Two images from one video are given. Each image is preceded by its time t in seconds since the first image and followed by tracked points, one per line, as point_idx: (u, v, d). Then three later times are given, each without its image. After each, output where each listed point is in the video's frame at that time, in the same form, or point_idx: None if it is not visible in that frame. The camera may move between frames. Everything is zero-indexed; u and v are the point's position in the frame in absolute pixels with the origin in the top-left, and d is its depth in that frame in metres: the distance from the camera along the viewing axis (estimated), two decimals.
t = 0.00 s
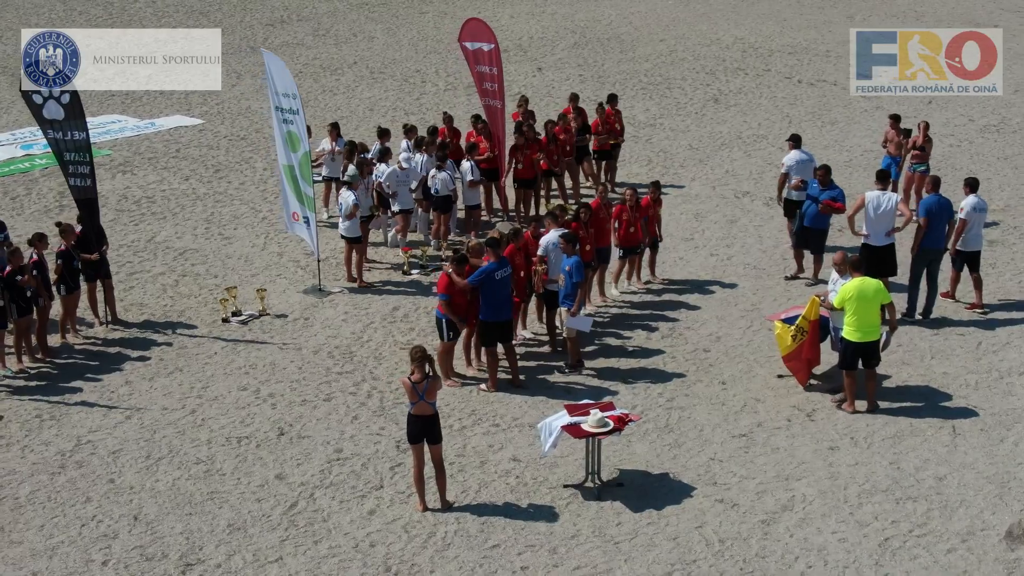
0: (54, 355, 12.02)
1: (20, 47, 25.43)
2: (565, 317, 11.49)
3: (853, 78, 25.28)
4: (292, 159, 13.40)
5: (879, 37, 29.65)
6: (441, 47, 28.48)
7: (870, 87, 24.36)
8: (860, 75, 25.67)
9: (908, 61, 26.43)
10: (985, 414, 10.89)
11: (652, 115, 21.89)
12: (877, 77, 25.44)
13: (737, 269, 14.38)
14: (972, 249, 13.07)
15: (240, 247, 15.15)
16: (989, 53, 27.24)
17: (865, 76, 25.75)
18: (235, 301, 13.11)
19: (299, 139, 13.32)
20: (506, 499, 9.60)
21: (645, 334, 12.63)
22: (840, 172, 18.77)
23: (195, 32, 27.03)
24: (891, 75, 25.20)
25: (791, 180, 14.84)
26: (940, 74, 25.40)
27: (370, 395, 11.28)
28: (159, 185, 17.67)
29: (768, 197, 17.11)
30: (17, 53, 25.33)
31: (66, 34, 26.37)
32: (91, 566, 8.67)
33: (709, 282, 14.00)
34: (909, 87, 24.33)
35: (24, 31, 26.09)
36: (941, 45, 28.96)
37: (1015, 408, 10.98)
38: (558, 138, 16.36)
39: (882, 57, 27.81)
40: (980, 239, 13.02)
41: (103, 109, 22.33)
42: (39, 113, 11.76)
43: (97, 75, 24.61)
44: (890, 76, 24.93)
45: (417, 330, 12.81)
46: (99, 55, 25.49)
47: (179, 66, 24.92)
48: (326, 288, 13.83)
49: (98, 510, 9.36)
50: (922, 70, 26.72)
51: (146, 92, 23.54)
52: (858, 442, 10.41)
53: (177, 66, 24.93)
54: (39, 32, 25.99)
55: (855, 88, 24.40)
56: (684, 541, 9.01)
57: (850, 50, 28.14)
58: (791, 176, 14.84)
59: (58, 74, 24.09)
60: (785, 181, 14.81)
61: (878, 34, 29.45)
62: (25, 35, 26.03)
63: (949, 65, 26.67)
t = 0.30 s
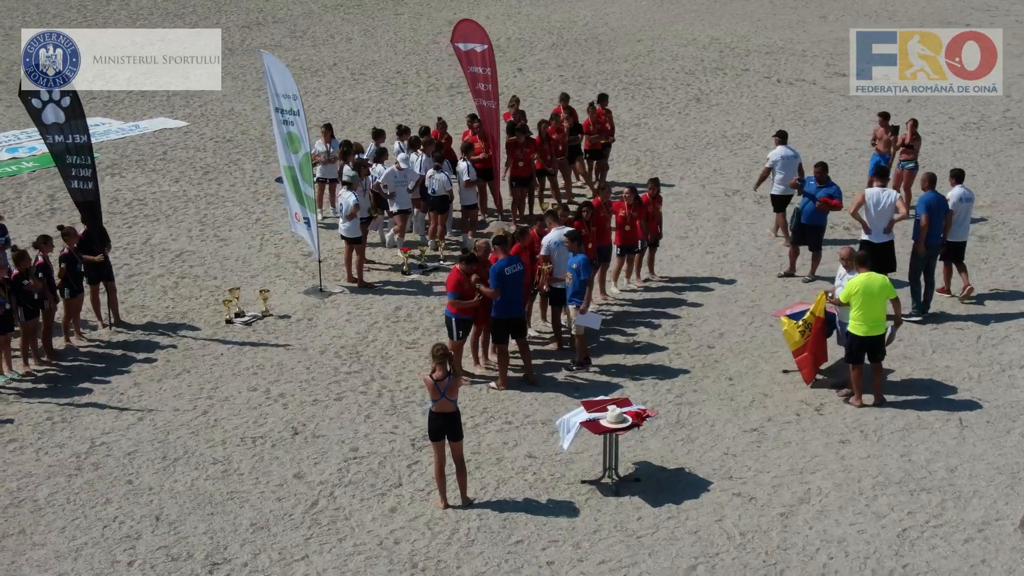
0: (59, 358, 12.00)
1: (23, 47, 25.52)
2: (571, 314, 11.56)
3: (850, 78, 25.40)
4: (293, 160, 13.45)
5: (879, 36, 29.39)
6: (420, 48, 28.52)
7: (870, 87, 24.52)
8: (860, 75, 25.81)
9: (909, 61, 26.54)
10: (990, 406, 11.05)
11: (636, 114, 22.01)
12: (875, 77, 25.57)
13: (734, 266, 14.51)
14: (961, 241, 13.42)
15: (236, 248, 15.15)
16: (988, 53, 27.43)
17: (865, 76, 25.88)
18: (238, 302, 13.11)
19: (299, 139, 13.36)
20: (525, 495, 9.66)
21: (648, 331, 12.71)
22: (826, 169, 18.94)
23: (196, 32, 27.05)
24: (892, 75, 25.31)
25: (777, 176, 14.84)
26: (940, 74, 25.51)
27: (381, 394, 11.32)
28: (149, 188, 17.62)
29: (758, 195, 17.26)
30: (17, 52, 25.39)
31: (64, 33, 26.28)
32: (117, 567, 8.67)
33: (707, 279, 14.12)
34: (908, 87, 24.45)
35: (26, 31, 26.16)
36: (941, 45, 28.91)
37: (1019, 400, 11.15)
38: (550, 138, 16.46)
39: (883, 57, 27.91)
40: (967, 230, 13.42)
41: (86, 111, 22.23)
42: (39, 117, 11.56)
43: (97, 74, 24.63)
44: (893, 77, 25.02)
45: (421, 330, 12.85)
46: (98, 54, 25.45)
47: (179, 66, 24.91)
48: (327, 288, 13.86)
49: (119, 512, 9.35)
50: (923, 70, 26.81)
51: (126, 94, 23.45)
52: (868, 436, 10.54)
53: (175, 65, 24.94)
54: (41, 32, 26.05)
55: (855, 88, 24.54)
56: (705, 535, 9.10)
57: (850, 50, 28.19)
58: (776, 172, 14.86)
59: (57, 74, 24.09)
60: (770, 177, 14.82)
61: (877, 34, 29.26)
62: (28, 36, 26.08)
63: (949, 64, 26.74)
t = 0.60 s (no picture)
0: (64, 360, 11.98)
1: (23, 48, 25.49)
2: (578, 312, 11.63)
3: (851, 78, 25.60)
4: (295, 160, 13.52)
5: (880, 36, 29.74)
6: (398, 49, 28.56)
7: (870, 87, 24.66)
8: (860, 75, 25.95)
9: (911, 61, 26.65)
10: (994, 397, 11.21)
11: (620, 114, 22.14)
12: (875, 77, 25.71)
13: (731, 263, 14.63)
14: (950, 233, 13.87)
15: (232, 248, 15.14)
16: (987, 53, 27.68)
17: (865, 76, 26.03)
18: (240, 303, 13.11)
19: (301, 140, 13.43)
20: (543, 490, 9.73)
21: (650, 328, 12.81)
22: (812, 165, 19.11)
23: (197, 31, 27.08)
24: (892, 75, 25.40)
25: (763, 168, 15.30)
26: (940, 74, 25.68)
27: (391, 393, 11.36)
28: (139, 189, 17.58)
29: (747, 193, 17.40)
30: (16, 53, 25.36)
31: (64, 32, 26.25)
32: (143, 567, 8.67)
33: (705, 276, 14.23)
34: (907, 87, 24.58)
35: (25, 32, 26.14)
36: (941, 45, 29.16)
37: (1022, 391, 11.31)
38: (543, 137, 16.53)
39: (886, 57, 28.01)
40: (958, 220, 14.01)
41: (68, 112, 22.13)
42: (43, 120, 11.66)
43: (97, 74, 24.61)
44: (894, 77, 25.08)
45: (425, 328, 12.89)
46: (98, 54, 25.43)
47: (178, 66, 24.90)
48: (327, 288, 13.87)
49: (140, 512, 9.35)
50: (924, 69, 27.00)
51: (108, 95, 23.35)
52: (877, 428, 10.67)
53: (175, 65, 24.96)
54: (41, 33, 26.04)
55: (855, 87, 24.81)
56: (725, 528, 9.19)
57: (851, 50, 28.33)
58: (763, 163, 15.34)
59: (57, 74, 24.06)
60: (756, 168, 15.30)
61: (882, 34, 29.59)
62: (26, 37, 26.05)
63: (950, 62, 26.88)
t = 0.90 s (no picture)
0: (72, 361, 11.96)
1: (23, 47, 25.42)
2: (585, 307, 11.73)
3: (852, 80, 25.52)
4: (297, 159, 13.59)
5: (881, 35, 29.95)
6: (378, 49, 28.58)
7: (870, 87, 24.53)
8: (860, 75, 25.85)
9: (912, 62, 26.52)
10: (998, 389, 11.38)
11: (605, 112, 22.25)
12: (875, 78, 25.62)
13: (728, 260, 14.76)
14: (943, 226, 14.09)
15: (231, 248, 15.15)
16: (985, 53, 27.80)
17: (866, 77, 25.93)
18: (244, 302, 13.12)
19: (303, 139, 13.52)
20: (562, 485, 9.81)
21: (654, 324, 12.91)
22: (799, 162, 19.29)
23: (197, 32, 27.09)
24: (892, 75, 25.29)
25: (746, 162, 15.58)
26: (941, 74, 25.58)
27: (402, 391, 11.41)
28: (131, 190, 17.54)
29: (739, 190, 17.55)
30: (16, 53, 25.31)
31: (62, 33, 26.10)
32: (169, 565, 8.68)
33: (703, 272, 14.35)
34: (907, 87, 24.49)
35: (24, 32, 26.09)
36: (941, 45, 29.29)
37: None
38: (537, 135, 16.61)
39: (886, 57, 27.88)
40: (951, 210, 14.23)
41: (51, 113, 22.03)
42: (55, 118, 11.88)
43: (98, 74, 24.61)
44: (892, 75, 24.96)
45: (430, 326, 12.95)
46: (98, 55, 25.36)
47: (182, 68, 24.93)
48: (329, 287, 13.90)
49: (162, 510, 9.36)
50: (926, 69, 26.89)
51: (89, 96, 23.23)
52: (886, 421, 10.81)
53: (175, 65, 24.96)
54: (40, 33, 25.99)
55: (856, 88, 24.50)
56: (745, 519, 9.29)
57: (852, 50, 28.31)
58: (747, 159, 15.63)
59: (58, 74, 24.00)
60: (739, 162, 15.59)
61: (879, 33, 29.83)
62: (25, 39, 26.00)
63: (952, 62, 26.72)
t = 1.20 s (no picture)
0: (81, 361, 11.96)
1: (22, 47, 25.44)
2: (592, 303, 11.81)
3: (852, 79, 25.55)
4: (298, 159, 13.60)
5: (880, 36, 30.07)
6: (359, 49, 28.60)
7: (870, 87, 24.50)
8: (860, 76, 25.88)
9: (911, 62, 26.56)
10: (1002, 380, 11.56)
11: (591, 111, 22.37)
12: (874, 78, 25.63)
13: (726, 256, 14.90)
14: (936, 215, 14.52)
15: (230, 248, 15.16)
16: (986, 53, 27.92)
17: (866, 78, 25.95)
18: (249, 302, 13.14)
19: (304, 139, 13.54)
20: (581, 478, 9.89)
21: (658, 320, 13.02)
22: (787, 158, 19.48)
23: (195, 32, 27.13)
24: (892, 75, 25.29)
25: (726, 158, 15.92)
26: (941, 74, 25.59)
27: (414, 388, 11.48)
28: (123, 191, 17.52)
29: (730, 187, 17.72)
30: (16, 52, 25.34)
31: (62, 33, 26.06)
32: (198, 562, 8.71)
33: (703, 267, 14.48)
34: (908, 86, 24.45)
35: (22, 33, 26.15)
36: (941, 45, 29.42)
37: None
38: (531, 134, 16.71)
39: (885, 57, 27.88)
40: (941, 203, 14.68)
41: (36, 114, 21.93)
42: (67, 114, 12.07)
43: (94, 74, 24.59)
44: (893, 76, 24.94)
45: (436, 324, 13.01)
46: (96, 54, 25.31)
47: (183, 67, 24.95)
48: (332, 285, 13.93)
49: (185, 508, 9.38)
50: (926, 69, 26.91)
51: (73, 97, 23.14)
52: (895, 412, 10.95)
53: (172, 66, 24.99)
54: (40, 33, 26.05)
55: (856, 88, 24.48)
56: (765, 510, 9.40)
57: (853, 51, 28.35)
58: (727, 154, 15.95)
59: (58, 74, 24.02)
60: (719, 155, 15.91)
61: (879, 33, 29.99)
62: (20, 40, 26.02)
63: (950, 62, 26.77)
